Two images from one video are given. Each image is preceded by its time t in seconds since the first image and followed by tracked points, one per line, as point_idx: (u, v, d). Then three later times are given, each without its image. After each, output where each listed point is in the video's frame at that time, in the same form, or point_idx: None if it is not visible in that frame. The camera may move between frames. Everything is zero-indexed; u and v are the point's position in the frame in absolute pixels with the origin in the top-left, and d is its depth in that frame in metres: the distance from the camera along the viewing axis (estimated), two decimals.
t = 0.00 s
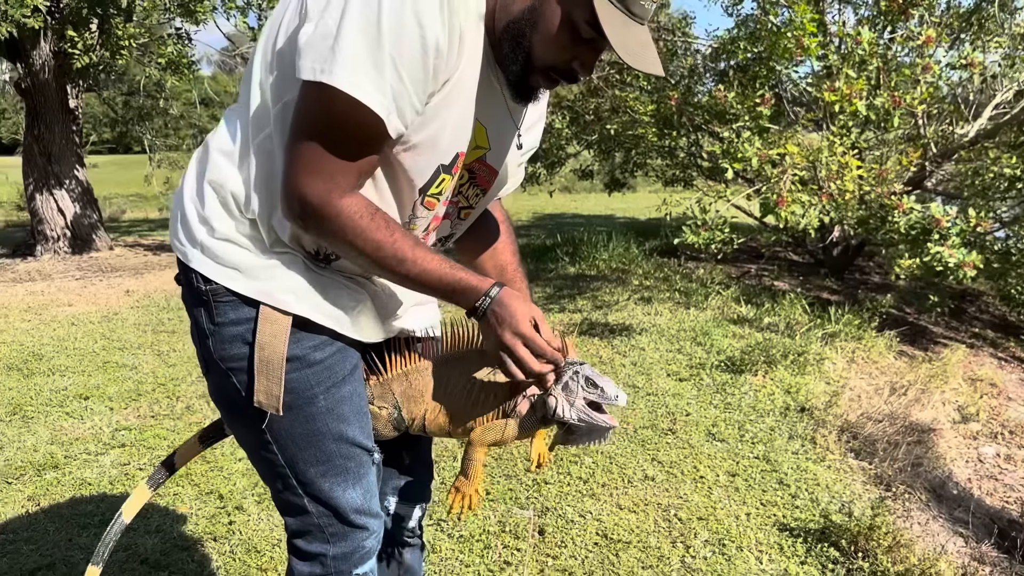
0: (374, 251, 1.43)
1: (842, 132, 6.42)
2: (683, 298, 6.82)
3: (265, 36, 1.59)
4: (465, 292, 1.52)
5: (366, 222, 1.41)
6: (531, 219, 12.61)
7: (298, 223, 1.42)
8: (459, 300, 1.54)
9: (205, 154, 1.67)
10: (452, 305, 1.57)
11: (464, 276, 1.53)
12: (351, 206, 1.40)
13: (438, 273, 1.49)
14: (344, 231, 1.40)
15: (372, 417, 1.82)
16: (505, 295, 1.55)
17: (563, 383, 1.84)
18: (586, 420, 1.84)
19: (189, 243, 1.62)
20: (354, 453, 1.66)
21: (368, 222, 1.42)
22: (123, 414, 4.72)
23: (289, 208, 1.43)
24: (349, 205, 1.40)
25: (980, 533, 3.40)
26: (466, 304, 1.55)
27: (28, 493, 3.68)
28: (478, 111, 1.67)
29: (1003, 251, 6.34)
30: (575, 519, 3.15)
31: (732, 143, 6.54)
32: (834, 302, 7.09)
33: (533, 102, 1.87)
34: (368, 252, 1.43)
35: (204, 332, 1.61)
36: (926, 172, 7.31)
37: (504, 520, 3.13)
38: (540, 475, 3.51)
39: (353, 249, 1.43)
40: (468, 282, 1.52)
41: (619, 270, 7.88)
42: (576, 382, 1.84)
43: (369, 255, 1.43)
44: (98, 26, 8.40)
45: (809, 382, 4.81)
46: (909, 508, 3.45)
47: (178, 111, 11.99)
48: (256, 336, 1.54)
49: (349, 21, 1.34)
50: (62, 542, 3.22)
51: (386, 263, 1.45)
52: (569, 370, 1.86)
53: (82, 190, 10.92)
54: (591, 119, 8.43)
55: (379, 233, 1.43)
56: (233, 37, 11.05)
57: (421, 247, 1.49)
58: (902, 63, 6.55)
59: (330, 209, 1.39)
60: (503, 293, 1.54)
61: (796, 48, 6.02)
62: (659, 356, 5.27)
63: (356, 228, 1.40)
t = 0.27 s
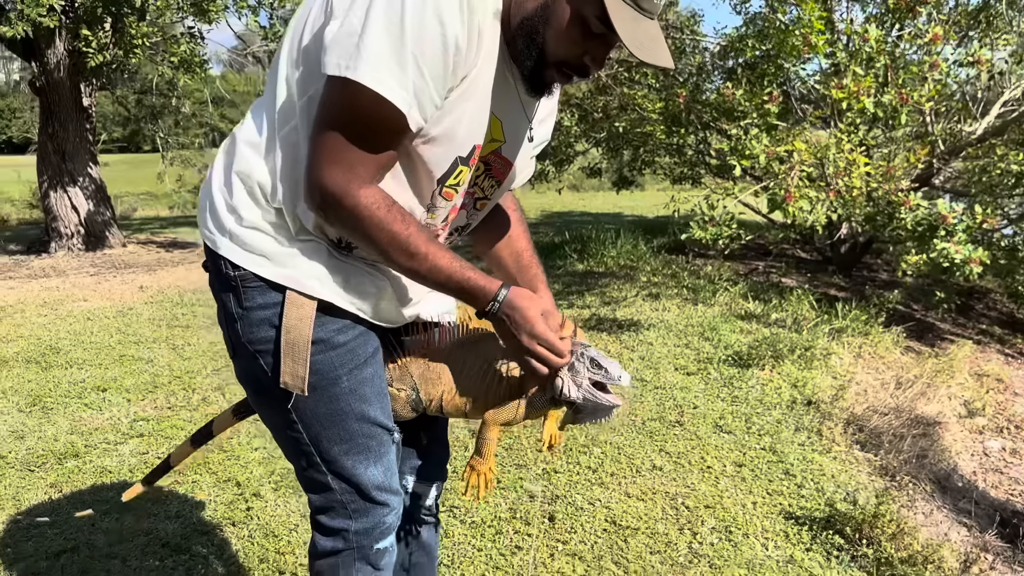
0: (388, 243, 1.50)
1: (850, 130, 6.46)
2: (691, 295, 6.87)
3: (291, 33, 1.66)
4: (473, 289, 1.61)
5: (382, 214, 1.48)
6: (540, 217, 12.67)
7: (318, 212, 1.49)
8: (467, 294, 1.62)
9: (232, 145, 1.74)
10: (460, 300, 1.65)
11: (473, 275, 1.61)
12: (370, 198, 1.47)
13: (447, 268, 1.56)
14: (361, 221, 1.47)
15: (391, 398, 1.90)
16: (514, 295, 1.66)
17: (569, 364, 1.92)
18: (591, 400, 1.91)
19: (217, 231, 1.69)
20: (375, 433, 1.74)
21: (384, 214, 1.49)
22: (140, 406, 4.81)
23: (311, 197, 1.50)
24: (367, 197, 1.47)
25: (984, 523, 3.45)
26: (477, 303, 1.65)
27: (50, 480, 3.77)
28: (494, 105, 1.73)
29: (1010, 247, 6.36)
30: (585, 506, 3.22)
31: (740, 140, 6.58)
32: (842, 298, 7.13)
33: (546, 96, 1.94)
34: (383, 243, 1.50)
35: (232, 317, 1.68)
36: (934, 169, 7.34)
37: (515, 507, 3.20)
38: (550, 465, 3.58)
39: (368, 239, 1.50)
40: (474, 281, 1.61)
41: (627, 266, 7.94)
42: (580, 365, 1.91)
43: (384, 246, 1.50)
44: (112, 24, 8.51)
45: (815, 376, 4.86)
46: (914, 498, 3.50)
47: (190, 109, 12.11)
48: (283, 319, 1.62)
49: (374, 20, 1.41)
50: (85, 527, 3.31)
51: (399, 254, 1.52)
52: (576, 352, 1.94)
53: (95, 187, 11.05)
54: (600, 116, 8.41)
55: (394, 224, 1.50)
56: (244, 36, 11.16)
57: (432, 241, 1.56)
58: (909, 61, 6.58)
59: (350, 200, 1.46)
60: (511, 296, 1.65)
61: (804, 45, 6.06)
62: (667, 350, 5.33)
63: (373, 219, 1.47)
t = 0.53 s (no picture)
0: (413, 235, 1.55)
1: (861, 128, 6.48)
2: (702, 292, 6.90)
3: (323, 30, 1.70)
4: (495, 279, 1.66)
5: (408, 206, 1.53)
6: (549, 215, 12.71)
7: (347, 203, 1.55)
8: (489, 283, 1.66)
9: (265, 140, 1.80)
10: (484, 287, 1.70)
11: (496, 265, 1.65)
12: (398, 192, 1.52)
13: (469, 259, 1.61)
14: (388, 214, 1.52)
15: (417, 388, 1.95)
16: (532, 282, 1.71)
17: (593, 357, 1.98)
18: (612, 393, 1.98)
19: (251, 223, 1.75)
20: (401, 420, 1.79)
21: (410, 206, 1.53)
22: (159, 399, 4.89)
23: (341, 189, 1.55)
24: (394, 190, 1.52)
25: (995, 517, 3.48)
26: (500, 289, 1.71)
27: (73, 471, 3.84)
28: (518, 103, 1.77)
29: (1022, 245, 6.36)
30: (599, 499, 3.27)
31: (751, 137, 6.60)
32: (853, 296, 7.14)
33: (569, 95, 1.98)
34: (409, 234, 1.55)
35: (264, 307, 1.74)
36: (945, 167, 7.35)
37: (530, 499, 3.25)
38: (564, 458, 3.62)
39: (395, 230, 1.55)
40: (495, 269, 1.65)
41: (638, 263, 7.97)
42: (604, 357, 1.98)
43: (410, 237, 1.55)
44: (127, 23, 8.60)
45: (826, 372, 4.89)
46: (926, 493, 3.53)
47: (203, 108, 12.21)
48: (314, 309, 1.67)
49: (403, 21, 1.44)
50: (108, 516, 3.37)
51: (425, 245, 1.57)
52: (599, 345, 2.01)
53: (109, 185, 11.15)
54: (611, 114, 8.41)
55: (420, 217, 1.55)
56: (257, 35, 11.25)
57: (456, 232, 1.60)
58: (920, 59, 6.59)
59: (378, 193, 1.51)
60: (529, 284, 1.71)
61: (815, 43, 6.07)
62: (678, 347, 5.37)
63: (401, 211, 1.53)
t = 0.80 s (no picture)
0: (435, 241, 1.56)
1: (874, 127, 6.45)
2: (714, 291, 6.88)
3: (346, 34, 1.70)
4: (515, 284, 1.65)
5: (430, 212, 1.53)
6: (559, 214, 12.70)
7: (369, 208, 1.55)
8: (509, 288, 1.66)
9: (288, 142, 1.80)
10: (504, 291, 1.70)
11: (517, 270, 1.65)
12: (419, 198, 1.52)
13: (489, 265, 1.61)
14: (410, 219, 1.53)
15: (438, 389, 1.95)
16: (554, 289, 1.70)
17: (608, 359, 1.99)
18: (628, 396, 1.98)
19: (273, 225, 1.76)
20: (421, 422, 1.79)
21: (432, 212, 1.53)
22: (173, 398, 4.91)
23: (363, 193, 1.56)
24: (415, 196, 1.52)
25: (1013, 519, 3.45)
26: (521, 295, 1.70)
27: (89, 469, 3.86)
28: (538, 105, 1.76)
29: None
30: (613, 499, 3.27)
31: (763, 137, 6.58)
32: (866, 295, 7.11)
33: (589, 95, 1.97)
34: (430, 240, 1.55)
35: (287, 308, 1.74)
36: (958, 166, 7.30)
37: (544, 499, 3.26)
38: (578, 458, 3.62)
39: (416, 235, 1.55)
40: (516, 276, 1.64)
41: (649, 263, 7.96)
42: (619, 360, 1.98)
43: (431, 242, 1.56)
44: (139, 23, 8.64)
45: (840, 373, 4.87)
46: (941, 495, 3.51)
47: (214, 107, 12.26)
48: (335, 311, 1.67)
49: (425, 28, 1.44)
50: (125, 515, 3.39)
51: (446, 250, 1.58)
52: (615, 349, 2.01)
53: (121, 183, 11.21)
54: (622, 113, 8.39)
55: (441, 223, 1.55)
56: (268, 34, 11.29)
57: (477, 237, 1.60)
58: (934, 57, 6.54)
59: (400, 199, 1.51)
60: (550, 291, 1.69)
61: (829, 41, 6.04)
62: (690, 347, 5.35)
63: (422, 217, 1.53)
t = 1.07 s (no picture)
0: (443, 240, 1.55)
1: (885, 125, 6.41)
2: (723, 291, 6.86)
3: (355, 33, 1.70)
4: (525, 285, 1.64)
5: (438, 211, 1.53)
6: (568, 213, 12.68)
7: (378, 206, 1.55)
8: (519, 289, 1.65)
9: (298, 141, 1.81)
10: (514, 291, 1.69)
11: (526, 271, 1.64)
12: (428, 196, 1.52)
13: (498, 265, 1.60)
14: (418, 218, 1.52)
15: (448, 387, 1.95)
16: (563, 291, 1.69)
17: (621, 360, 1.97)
18: (640, 397, 1.95)
19: (284, 223, 1.76)
20: (431, 420, 1.79)
21: (440, 211, 1.53)
22: (183, 396, 4.93)
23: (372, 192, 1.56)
24: (424, 195, 1.52)
25: None
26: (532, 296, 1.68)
27: (99, 467, 3.88)
28: (547, 103, 1.76)
29: None
30: (623, 499, 3.26)
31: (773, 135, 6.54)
32: (876, 295, 7.06)
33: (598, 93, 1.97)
34: (439, 239, 1.55)
35: (297, 306, 1.75)
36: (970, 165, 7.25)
37: (553, 499, 3.25)
38: (587, 457, 3.62)
39: (424, 234, 1.55)
40: (525, 276, 1.63)
41: (658, 262, 7.94)
42: (631, 360, 1.96)
43: (440, 241, 1.55)
44: (149, 22, 8.68)
45: (850, 372, 4.84)
46: (953, 495, 3.49)
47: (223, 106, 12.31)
48: (346, 309, 1.67)
49: (434, 25, 1.44)
50: (135, 513, 3.41)
51: (454, 250, 1.57)
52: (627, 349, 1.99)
53: (132, 182, 11.28)
54: (632, 112, 8.36)
55: (449, 222, 1.54)
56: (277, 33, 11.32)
57: (486, 237, 1.60)
58: (945, 55, 6.50)
59: (408, 198, 1.51)
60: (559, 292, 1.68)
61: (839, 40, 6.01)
62: (700, 346, 5.33)
63: (430, 216, 1.53)
